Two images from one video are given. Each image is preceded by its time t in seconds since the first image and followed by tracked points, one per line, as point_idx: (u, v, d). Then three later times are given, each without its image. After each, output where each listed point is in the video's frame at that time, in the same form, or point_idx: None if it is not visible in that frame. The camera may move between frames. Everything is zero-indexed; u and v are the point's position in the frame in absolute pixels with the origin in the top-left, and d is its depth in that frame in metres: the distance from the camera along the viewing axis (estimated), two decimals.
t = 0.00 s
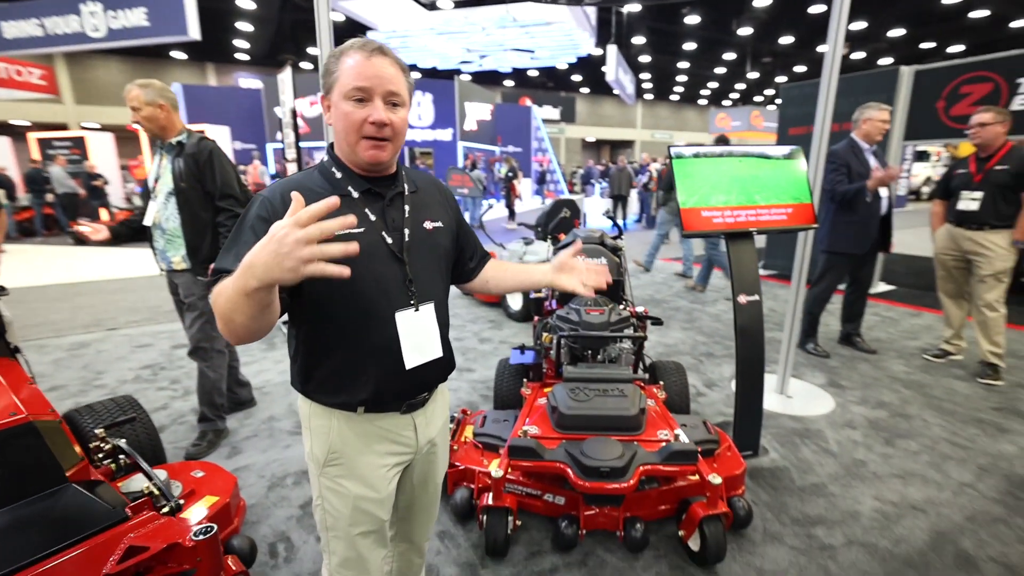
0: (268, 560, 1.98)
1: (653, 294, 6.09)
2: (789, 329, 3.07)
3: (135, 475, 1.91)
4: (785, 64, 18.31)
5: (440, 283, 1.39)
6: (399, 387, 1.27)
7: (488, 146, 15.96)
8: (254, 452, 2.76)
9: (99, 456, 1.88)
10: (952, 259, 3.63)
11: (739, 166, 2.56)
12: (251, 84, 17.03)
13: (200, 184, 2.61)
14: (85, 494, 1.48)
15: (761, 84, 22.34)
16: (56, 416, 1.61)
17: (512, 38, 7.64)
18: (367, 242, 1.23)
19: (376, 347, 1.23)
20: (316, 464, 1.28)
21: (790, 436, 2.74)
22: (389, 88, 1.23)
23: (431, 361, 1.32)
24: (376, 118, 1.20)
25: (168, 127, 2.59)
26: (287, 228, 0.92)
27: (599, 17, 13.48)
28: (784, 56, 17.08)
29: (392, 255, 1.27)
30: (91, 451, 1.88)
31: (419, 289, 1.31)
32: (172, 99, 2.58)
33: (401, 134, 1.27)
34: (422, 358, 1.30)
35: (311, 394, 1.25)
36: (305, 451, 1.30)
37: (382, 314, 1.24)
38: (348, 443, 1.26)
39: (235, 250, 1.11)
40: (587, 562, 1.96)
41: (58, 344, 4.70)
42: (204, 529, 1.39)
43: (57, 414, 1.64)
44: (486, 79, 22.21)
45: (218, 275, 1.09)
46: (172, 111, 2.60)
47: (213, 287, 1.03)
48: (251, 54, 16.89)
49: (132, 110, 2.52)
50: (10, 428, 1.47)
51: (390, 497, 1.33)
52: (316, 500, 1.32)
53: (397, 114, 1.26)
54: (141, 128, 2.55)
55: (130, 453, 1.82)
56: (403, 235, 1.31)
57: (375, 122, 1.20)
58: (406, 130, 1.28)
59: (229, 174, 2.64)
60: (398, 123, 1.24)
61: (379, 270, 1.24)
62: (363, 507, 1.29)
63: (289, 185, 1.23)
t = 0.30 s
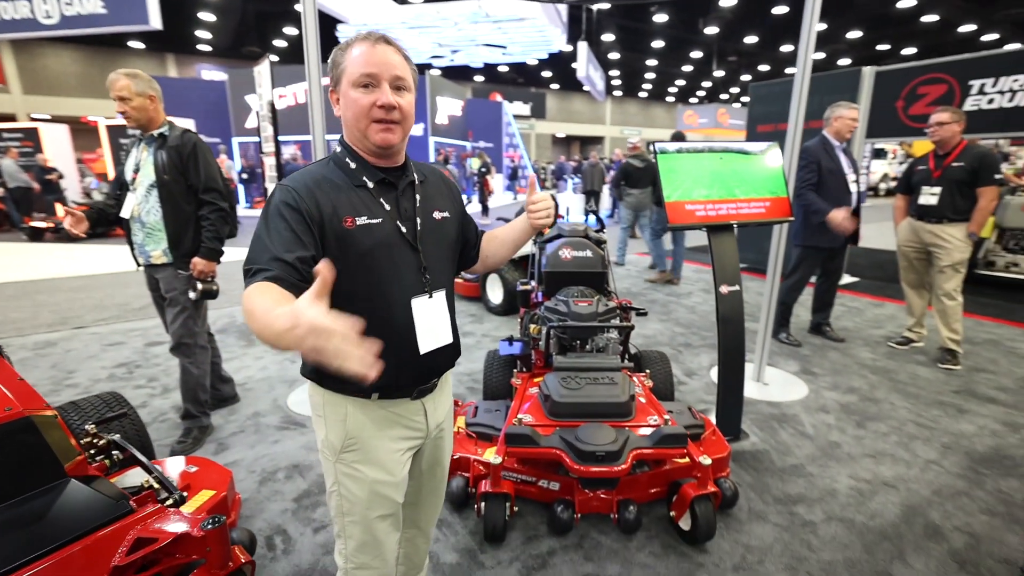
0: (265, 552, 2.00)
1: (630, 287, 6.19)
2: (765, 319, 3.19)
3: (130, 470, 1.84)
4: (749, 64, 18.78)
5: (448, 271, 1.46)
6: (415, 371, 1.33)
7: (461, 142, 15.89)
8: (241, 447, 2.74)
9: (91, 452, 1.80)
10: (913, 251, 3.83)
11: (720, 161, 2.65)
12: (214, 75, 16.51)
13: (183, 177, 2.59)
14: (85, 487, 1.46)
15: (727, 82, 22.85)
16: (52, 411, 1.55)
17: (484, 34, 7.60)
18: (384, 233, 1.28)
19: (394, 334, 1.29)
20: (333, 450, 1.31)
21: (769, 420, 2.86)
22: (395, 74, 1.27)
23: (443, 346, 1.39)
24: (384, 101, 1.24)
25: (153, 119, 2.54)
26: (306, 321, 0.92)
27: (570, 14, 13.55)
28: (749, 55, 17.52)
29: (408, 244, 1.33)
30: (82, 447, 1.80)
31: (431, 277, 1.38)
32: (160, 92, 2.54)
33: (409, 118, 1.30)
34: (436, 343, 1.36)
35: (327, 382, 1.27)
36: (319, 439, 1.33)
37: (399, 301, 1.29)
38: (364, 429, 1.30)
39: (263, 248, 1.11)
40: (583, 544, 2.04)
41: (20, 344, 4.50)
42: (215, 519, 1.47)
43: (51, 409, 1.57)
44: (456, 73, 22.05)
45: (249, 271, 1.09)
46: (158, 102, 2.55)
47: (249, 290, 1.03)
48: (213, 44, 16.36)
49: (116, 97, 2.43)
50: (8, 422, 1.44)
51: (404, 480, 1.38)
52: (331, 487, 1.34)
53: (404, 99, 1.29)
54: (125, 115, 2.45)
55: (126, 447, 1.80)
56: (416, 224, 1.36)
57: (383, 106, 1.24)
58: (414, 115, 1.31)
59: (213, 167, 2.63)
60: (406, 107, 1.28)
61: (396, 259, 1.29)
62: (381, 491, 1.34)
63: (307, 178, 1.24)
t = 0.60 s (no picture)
0: (262, 547, 2.12)
1: (611, 282, 6.28)
2: (746, 313, 3.25)
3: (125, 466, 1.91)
4: (721, 60, 19.09)
5: (445, 266, 1.47)
6: (414, 364, 1.34)
7: (438, 139, 15.80)
8: (230, 445, 2.84)
9: (86, 450, 1.89)
10: (887, 243, 3.97)
11: (701, 155, 2.72)
12: (184, 72, 16.13)
13: (174, 173, 2.65)
14: (82, 485, 1.50)
15: (700, 79, 23.17)
16: (48, 410, 1.58)
17: (459, 31, 7.57)
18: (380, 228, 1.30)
19: (392, 328, 1.30)
20: (335, 441, 1.34)
21: (751, 408, 2.96)
22: (385, 71, 1.27)
23: (441, 339, 1.40)
24: (373, 99, 1.25)
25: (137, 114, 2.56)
26: (334, 234, 0.94)
27: (546, 10, 13.57)
28: (720, 52, 17.81)
29: (403, 239, 1.34)
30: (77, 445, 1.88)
31: (428, 272, 1.39)
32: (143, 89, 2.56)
33: (400, 115, 1.31)
34: (434, 336, 1.37)
35: (328, 374, 1.30)
36: (322, 430, 1.36)
37: (396, 295, 1.31)
38: (366, 420, 1.33)
39: (259, 247, 1.14)
40: (576, 532, 2.08)
41: None
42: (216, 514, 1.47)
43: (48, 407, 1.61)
44: (431, 70, 21.92)
45: (247, 269, 1.13)
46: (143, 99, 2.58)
47: (249, 283, 1.06)
48: (182, 40, 15.97)
49: (104, 93, 2.44)
50: (4, 422, 1.46)
51: (404, 470, 1.41)
52: (333, 477, 1.37)
53: (395, 96, 1.30)
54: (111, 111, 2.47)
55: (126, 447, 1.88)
56: (412, 220, 1.38)
57: (372, 105, 1.25)
58: (406, 111, 1.32)
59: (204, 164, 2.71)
60: (396, 105, 1.29)
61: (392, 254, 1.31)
62: (382, 480, 1.36)
63: (303, 175, 1.26)
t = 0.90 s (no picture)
0: (252, 545, 2.16)
1: (594, 278, 6.33)
2: (729, 309, 3.27)
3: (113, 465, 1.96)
4: (700, 57, 19.26)
5: (438, 262, 1.46)
6: (405, 360, 1.34)
7: (419, 136, 15.68)
8: (217, 444, 2.90)
9: (75, 450, 1.95)
10: (867, 238, 4.06)
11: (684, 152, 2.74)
12: (162, 71, 15.86)
13: (158, 174, 2.59)
14: (72, 486, 1.53)
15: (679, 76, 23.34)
16: (38, 411, 1.64)
17: (439, 29, 7.49)
18: (371, 225, 1.29)
19: (383, 324, 1.30)
20: (327, 434, 1.33)
21: (735, 402, 3.01)
22: (378, 70, 1.26)
23: (431, 336, 1.38)
24: (364, 98, 1.24)
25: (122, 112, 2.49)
26: (310, 286, 0.97)
27: (526, 9, 13.58)
28: (699, 49, 17.99)
29: (394, 236, 1.33)
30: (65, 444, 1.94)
31: (420, 268, 1.38)
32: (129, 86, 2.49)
33: (393, 114, 1.30)
34: (423, 334, 1.36)
35: (321, 368, 1.30)
36: (314, 423, 1.35)
37: (387, 292, 1.30)
38: (358, 414, 1.32)
39: (254, 245, 1.17)
40: (566, 526, 2.09)
41: None
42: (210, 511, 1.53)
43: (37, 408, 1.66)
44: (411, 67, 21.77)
45: (243, 267, 1.15)
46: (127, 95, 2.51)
47: (246, 285, 1.10)
48: (158, 39, 15.68)
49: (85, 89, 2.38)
50: None
51: (396, 464, 1.40)
52: (324, 470, 1.36)
53: (388, 94, 1.28)
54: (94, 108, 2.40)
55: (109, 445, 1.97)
56: (404, 217, 1.37)
57: (363, 103, 1.24)
58: (399, 110, 1.31)
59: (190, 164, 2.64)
60: (388, 104, 1.28)
61: (383, 251, 1.30)
62: (374, 475, 1.35)
63: (298, 173, 1.26)
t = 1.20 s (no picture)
0: (245, 542, 2.12)
1: (587, 278, 6.32)
2: (721, 310, 3.25)
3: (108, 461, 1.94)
4: (692, 57, 19.34)
5: (434, 261, 1.42)
6: (401, 358, 1.30)
7: (411, 134, 15.58)
8: (209, 441, 2.87)
9: (69, 445, 1.91)
10: (860, 238, 4.08)
11: (677, 151, 2.73)
12: (153, 68, 15.68)
13: (141, 170, 2.50)
14: (66, 481, 1.54)
15: (671, 76, 23.42)
16: (32, 406, 1.63)
17: (431, 28, 7.46)
18: (367, 223, 1.26)
19: (380, 323, 1.27)
20: (324, 431, 1.30)
21: (727, 403, 3.00)
22: (379, 68, 1.24)
23: (428, 335, 1.35)
24: (364, 95, 1.21)
25: (109, 105, 2.44)
26: (306, 277, 0.95)
27: (518, 8, 13.55)
28: (691, 49, 18.05)
29: (390, 235, 1.30)
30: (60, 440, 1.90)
31: (417, 266, 1.34)
32: (116, 76, 2.43)
33: (391, 114, 1.27)
34: (420, 332, 1.32)
35: (317, 365, 1.27)
36: (311, 419, 1.32)
37: (383, 290, 1.27)
38: (355, 410, 1.29)
39: (249, 244, 1.13)
40: (558, 526, 2.07)
41: None
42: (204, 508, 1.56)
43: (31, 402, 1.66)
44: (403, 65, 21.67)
45: (238, 265, 1.11)
46: (114, 87, 2.44)
47: (243, 284, 1.07)
48: (150, 37, 15.55)
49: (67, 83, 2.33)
50: None
51: (393, 462, 1.36)
52: (321, 468, 1.33)
53: (387, 93, 1.26)
54: (77, 102, 2.36)
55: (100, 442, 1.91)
56: (400, 215, 1.33)
57: (362, 100, 1.22)
58: (397, 110, 1.28)
59: (174, 160, 2.53)
60: (387, 102, 1.25)
61: (379, 249, 1.26)
62: (370, 472, 1.32)
63: (295, 171, 1.24)
